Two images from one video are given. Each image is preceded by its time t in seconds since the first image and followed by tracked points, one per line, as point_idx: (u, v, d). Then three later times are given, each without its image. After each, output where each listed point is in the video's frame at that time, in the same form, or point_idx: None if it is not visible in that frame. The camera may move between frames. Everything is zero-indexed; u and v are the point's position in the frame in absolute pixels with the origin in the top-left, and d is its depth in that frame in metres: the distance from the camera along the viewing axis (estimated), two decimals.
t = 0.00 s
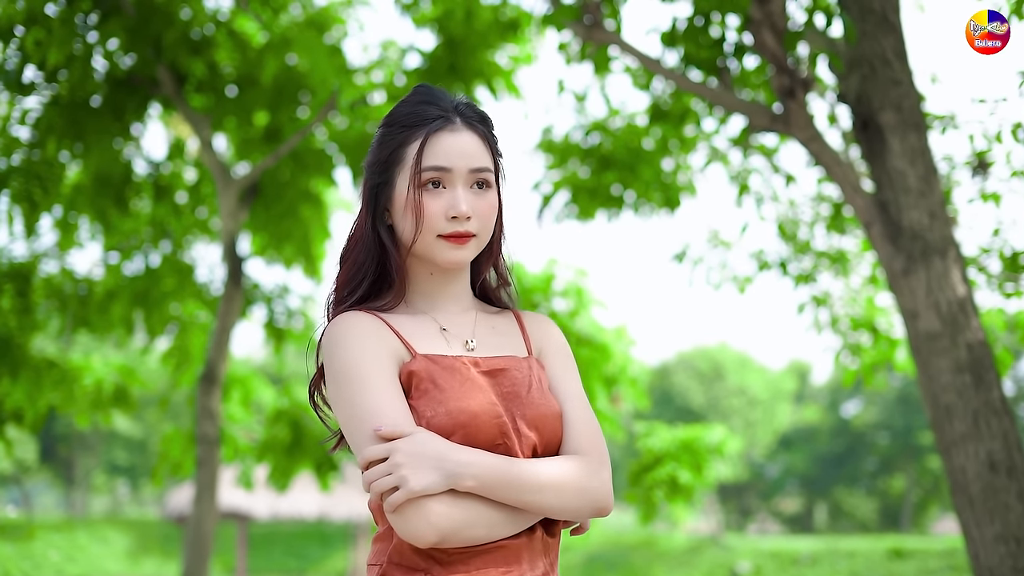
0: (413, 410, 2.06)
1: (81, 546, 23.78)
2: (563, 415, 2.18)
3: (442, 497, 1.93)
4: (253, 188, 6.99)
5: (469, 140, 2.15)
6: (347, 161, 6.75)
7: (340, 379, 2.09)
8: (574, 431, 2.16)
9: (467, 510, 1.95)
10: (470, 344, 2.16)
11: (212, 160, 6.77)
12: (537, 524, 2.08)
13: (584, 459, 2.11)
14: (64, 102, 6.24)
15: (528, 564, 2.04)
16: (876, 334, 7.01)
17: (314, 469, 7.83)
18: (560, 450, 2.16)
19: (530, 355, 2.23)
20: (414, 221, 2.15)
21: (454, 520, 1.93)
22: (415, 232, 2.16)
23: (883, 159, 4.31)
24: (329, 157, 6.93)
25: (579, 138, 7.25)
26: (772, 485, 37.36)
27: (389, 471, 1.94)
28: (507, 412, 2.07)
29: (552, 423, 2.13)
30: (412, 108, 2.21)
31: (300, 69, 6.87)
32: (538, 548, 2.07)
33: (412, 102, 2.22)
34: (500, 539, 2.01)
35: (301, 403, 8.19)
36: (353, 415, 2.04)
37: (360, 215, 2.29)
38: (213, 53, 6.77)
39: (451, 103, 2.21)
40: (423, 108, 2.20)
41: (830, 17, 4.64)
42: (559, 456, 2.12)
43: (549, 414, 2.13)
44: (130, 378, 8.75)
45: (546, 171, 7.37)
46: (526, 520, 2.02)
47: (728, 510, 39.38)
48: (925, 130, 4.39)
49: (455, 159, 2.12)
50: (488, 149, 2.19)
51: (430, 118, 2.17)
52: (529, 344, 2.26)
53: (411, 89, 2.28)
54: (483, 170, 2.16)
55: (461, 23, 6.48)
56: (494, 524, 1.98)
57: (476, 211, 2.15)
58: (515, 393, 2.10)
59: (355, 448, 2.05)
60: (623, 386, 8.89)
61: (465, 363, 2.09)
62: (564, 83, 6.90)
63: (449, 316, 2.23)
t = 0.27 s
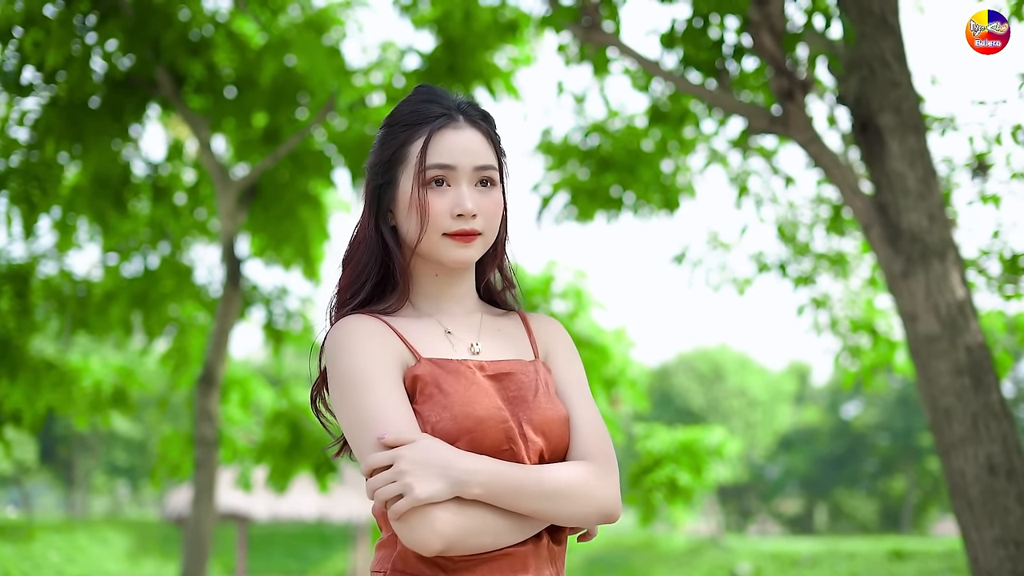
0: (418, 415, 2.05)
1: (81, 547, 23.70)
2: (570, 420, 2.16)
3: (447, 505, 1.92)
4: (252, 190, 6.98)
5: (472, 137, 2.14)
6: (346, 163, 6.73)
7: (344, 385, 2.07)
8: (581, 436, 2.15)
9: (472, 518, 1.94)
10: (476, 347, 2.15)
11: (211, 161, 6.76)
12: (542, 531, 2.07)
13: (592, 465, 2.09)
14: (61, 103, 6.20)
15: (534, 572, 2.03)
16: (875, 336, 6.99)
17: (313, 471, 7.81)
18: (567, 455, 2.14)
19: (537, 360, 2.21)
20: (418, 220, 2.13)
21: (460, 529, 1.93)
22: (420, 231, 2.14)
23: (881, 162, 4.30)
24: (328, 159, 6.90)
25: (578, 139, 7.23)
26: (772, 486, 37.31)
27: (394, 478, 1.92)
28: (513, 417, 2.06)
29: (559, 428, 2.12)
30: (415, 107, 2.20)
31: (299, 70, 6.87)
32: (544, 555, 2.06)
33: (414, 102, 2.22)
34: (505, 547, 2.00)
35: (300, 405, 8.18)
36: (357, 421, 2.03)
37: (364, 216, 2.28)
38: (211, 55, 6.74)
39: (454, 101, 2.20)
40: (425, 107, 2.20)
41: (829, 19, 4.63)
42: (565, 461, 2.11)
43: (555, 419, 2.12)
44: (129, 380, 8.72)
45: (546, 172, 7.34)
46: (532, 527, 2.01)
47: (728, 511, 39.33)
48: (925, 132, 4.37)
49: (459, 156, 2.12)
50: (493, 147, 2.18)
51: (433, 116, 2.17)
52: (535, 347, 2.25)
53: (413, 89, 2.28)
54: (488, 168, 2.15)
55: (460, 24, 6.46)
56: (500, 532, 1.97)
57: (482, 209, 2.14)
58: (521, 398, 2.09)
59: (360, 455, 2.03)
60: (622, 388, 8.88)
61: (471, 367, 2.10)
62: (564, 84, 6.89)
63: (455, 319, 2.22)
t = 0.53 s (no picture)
0: (418, 419, 2.04)
1: (81, 548, 23.66)
2: (574, 424, 2.15)
3: (448, 512, 1.92)
4: (250, 191, 6.97)
5: (474, 134, 2.13)
6: (345, 164, 6.72)
7: (344, 387, 2.06)
8: (585, 441, 2.14)
9: (472, 525, 1.93)
10: (478, 350, 2.13)
11: (209, 162, 6.75)
12: (545, 536, 2.06)
13: (595, 470, 2.08)
14: (60, 104, 6.14)
15: None
16: (875, 337, 6.99)
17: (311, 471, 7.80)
18: (571, 460, 2.13)
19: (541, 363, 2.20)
20: (421, 217, 2.12)
21: (460, 536, 1.92)
22: (423, 229, 2.13)
23: (879, 163, 4.30)
24: (326, 159, 6.88)
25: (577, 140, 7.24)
26: (772, 487, 37.30)
27: (394, 485, 1.91)
28: (515, 421, 2.04)
29: (562, 433, 2.11)
30: (414, 105, 2.19)
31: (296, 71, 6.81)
32: (547, 561, 2.05)
33: (414, 99, 2.21)
34: (507, 553, 1.99)
35: (299, 406, 8.17)
36: (358, 424, 2.02)
37: (365, 215, 2.27)
38: (210, 56, 6.66)
39: (455, 98, 2.19)
40: (426, 104, 2.18)
41: (826, 19, 4.62)
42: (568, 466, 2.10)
43: (559, 423, 2.11)
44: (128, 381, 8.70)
45: (544, 173, 7.34)
46: (534, 534, 2.00)
47: (728, 512, 39.31)
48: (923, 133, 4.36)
49: (461, 153, 2.11)
50: (494, 143, 2.17)
51: (433, 114, 2.16)
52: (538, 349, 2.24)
53: (413, 87, 2.27)
54: (489, 164, 2.13)
55: (458, 24, 6.44)
56: (500, 539, 1.96)
57: (485, 206, 2.12)
58: (523, 401, 2.07)
59: (359, 458, 2.02)
60: (621, 389, 8.87)
61: (473, 370, 2.08)
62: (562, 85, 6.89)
63: (457, 321, 2.21)
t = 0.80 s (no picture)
0: (415, 421, 2.03)
1: (81, 549, 23.64)
2: (574, 428, 2.14)
3: (443, 520, 1.91)
4: (248, 191, 6.96)
5: (474, 130, 2.12)
6: (343, 164, 6.71)
7: (339, 390, 2.05)
8: (584, 445, 2.12)
9: (468, 533, 1.93)
10: (476, 351, 2.12)
11: (207, 163, 6.74)
12: (542, 542, 2.05)
13: (594, 475, 2.06)
14: (58, 105, 6.02)
15: None
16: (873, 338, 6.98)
17: (309, 472, 7.79)
18: (570, 464, 2.12)
19: (541, 364, 2.18)
20: (420, 214, 2.10)
21: (455, 543, 1.91)
22: (422, 226, 2.11)
23: (877, 164, 4.29)
24: (325, 160, 6.86)
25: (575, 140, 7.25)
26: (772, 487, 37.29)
27: (390, 494, 1.91)
28: (513, 423, 2.02)
29: (562, 437, 2.09)
30: (414, 102, 2.18)
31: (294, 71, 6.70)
32: (543, 566, 2.04)
33: (414, 96, 2.20)
34: (503, 559, 1.98)
35: (297, 407, 8.17)
36: (353, 427, 2.01)
37: (363, 215, 2.25)
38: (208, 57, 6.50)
39: (454, 95, 2.18)
40: (424, 101, 2.17)
41: (824, 20, 4.60)
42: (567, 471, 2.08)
43: (558, 426, 2.09)
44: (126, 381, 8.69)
45: (542, 174, 7.33)
46: (531, 540, 1.99)
47: (728, 512, 39.29)
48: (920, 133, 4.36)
49: (461, 149, 2.09)
50: (494, 140, 2.16)
51: (432, 110, 2.15)
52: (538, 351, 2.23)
53: (411, 85, 2.26)
54: (489, 161, 2.12)
55: (457, 25, 6.44)
56: (496, 545, 1.95)
57: (485, 202, 2.11)
58: (522, 404, 2.05)
59: (354, 461, 2.01)
60: (620, 390, 8.87)
61: (471, 372, 2.06)
62: (560, 86, 6.89)
63: (456, 322, 2.19)
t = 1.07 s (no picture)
0: (412, 424, 2.00)
1: (80, 549, 23.60)
2: (574, 433, 2.12)
3: (438, 527, 1.90)
4: (247, 191, 6.95)
5: (474, 126, 2.10)
6: (342, 164, 6.70)
7: (335, 391, 2.03)
8: (585, 450, 2.10)
9: (463, 539, 1.91)
10: (476, 353, 2.09)
11: (206, 164, 6.74)
12: (540, 547, 2.03)
13: (594, 481, 2.04)
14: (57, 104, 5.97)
15: None
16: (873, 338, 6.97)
17: (308, 472, 7.78)
18: (570, 469, 2.10)
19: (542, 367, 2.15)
20: (421, 211, 2.08)
21: (450, 549, 1.90)
22: (422, 223, 2.09)
23: (875, 164, 4.27)
24: (324, 160, 6.84)
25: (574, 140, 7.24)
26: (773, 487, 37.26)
27: (385, 500, 1.89)
28: (512, 428, 2.00)
29: (562, 442, 2.07)
30: (413, 99, 2.16)
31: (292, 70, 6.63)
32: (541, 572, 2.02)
33: (413, 94, 2.18)
34: (499, 565, 1.96)
35: (296, 407, 8.15)
36: (350, 429, 1.99)
37: (362, 213, 2.23)
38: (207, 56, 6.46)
39: (454, 92, 2.16)
40: (424, 98, 2.15)
41: (822, 20, 4.59)
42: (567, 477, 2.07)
43: (557, 431, 2.07)
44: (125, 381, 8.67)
45: (542, 174, 7.32)
46: (528, 546, 1.97)
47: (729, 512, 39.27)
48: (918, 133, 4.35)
49: (461, 145, 2.07)
50: (495, 136, 2.14)
51: (432, 106, 2.13)
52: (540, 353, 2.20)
53: (411, 83, 2.24)
54: (490, 157, 2.10)
55: (455, 25, 6.43)
56: (492, 552, 1.94)
57: (487, 199, 2.09)
58: (521, 407, 2.03)
59: (350, 464, 2.00)
60: (619, 390, 8.85)
61: (470, 374, 2.03)
62: (559, 85, 6.88)
63: (457, 322, 2.16)
